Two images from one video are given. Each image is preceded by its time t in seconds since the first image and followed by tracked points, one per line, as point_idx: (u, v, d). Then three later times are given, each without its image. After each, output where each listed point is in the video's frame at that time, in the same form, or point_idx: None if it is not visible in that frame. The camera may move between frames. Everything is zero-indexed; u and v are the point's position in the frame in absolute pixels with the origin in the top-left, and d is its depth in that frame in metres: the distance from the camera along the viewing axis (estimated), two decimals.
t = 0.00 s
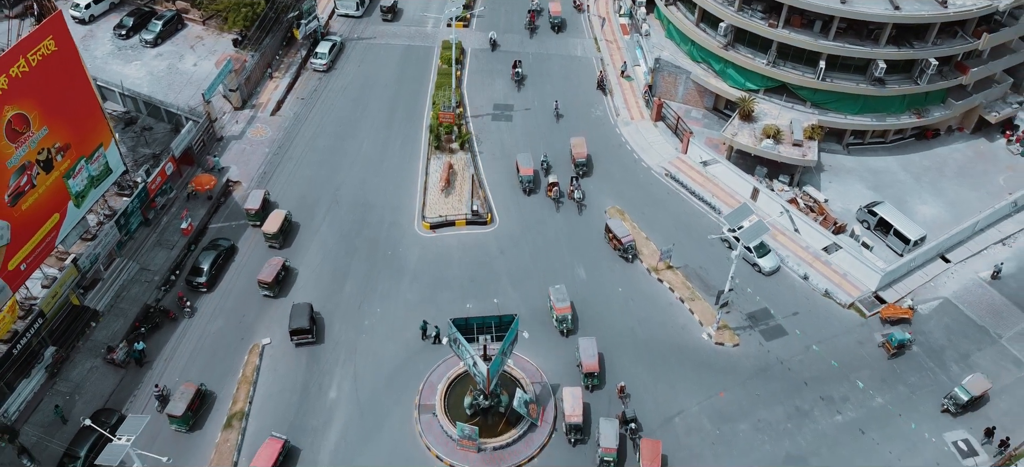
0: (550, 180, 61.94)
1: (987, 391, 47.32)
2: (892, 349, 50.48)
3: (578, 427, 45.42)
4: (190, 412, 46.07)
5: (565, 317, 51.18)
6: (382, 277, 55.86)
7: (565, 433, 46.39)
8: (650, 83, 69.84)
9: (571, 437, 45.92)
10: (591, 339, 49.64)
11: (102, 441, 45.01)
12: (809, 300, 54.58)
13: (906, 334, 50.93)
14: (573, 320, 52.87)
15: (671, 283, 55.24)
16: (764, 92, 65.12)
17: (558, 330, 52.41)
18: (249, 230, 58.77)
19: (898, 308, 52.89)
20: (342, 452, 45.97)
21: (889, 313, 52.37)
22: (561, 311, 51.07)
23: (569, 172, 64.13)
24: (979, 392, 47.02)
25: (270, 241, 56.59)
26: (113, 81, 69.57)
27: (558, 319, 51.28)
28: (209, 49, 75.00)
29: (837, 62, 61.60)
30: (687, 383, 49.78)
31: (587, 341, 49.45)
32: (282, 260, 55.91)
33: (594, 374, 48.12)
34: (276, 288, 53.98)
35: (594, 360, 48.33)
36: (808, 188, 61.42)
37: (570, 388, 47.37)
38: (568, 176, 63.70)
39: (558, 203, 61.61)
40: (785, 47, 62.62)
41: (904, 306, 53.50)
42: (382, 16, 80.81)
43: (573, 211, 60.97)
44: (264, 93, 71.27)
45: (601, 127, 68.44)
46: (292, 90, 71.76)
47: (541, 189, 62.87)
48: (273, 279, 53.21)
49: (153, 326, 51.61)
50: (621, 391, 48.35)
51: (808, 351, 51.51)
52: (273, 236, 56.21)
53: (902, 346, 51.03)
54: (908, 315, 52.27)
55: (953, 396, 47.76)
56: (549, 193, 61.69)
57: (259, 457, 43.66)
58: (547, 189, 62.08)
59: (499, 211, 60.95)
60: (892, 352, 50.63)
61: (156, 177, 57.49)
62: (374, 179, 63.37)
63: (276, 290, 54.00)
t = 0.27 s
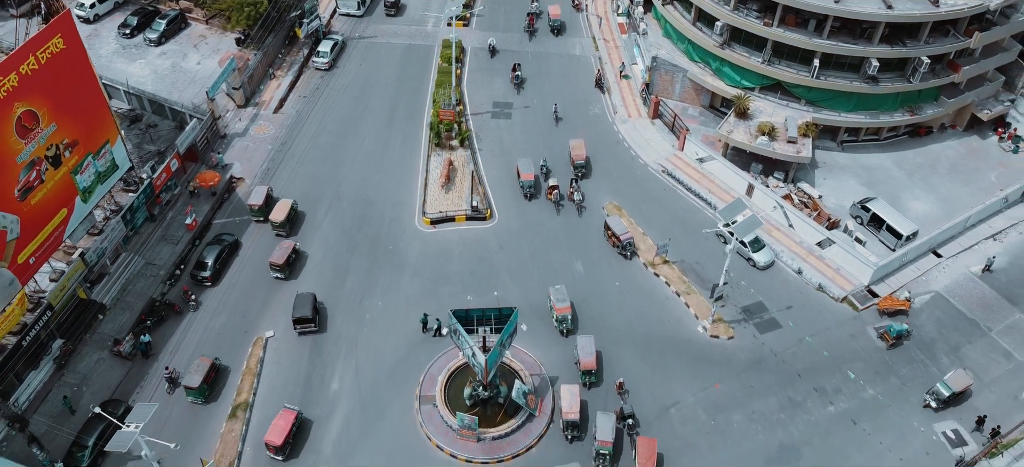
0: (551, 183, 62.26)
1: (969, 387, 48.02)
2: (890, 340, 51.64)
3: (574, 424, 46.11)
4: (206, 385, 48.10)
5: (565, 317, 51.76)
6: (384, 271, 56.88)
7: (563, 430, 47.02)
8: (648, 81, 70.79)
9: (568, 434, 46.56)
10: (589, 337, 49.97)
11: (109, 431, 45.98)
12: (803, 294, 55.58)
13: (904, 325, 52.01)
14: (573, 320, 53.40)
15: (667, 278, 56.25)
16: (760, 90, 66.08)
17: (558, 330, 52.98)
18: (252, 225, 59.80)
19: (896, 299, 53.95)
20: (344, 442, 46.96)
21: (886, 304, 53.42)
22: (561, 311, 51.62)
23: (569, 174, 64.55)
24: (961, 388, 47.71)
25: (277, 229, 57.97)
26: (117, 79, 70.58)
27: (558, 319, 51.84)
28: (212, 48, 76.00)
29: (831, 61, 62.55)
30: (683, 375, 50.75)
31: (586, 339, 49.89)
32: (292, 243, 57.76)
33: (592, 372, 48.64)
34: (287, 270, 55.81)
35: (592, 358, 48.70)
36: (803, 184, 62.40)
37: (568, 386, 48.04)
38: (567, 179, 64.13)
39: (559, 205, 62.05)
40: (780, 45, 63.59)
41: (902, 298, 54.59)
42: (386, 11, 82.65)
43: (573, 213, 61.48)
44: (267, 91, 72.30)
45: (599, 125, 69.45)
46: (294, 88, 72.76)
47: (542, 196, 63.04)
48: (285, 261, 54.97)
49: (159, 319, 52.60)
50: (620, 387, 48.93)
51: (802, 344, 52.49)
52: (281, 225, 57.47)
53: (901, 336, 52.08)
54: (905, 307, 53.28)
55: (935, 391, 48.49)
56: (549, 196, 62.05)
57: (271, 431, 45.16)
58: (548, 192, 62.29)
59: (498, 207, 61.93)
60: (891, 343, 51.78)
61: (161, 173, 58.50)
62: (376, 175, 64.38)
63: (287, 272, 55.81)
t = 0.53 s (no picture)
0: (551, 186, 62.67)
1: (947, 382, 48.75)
2: (888, 328, 53.09)
3: (570, 420, 46.82)
4: (222, 354, 50.40)
5: (564, 316, 52.53)
6: (385, 264, 58.07)
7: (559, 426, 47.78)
8: (645, 79, 71.96)
9: (564, 430, 47.31)
10: (587, 333, 51.01)
11: (118, 419, 47.20)
12: (795, 287, 56.76)
13: (901, 314, 53.44)
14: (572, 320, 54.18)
15: (662, 271, 57.44)
16: (754, 87, 67.27)
17: (557, 329, 53.72)
18: (256, 220, 60.99)
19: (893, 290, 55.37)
20: (347, 430, 48.15)
21: (883, 294, 54.86)
22: (561, 310, 52.56)
23: (568, 177, 64.97)
24: (939, 382, 48.48)
25: (285, 215, 60.01)
26: (123, 77, 71.82)
27: (558, 317, 52.74)
28: (216, 46, 77.20)
29: (824, 58, 63.75)
30: (677, 365, 51.94)
31: (583, 335, 50.93)
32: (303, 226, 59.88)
33: (589, 368, 49.60)
34: (299, 250, 57.98)
35: (589, 354, 49.77)
36: (797, 179, 63.56)
37: (565, 382, 48.88)
38: (567, 182, 64.44)
39: (559, 209, 62.41)
40: (774, 43, 64.80)
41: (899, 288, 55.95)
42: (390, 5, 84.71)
43: (577, 222, 61.56)
44: (270, 88, 73.47)
45: (596, 122, 70.63)
46: (296, 86, 73.93)
47: (544, 205, 62.91)
48: (297, 242, 57.13)
49: (165, 311, 53.79)
50: (619, 382, 50.02)
51: (794, 335, 53.67)
52: (288, 211, 59.54)
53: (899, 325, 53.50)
54: (902, 297, 54.69)
55: (914, 385, 49.25)
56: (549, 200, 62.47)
57: (288, 397, 47.27)
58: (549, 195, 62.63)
59: (497, 202, 63.10)
60: (889, 331, 53.17)
61: (167, 169, 59.70)
62: (378, 171, 65.59)
63: (299, 252, 57.97)
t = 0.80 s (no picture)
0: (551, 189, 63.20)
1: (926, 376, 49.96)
2: (886, 317, 54.34)
3: (566, 417, 47.66)
4: (238, 327, 52.75)
5: (563, 314, 53.66)
6: (386, 258, 59.31)
7: (555, 422, 48.65)
8: (641, 77, 73.24)
9: (560, 426, 48.19)
10: (584, 331, 52.13)
11: (126, 408, 48.41)
12: (788, 280, 57.98)
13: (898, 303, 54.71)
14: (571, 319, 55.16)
15: (658, 264, 58.68)
16: (749, 85, 68.51)
17: (557, 328, 54.61)
18: (260, 215, 62.23)
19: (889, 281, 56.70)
20: (349, 419, 49.38)
21: (880, 285, 56.19)
22: (560, 308, 53.63)
23: (566, 178, 65.86)
24: (918, 376, 49.66)
25: (293, 204, 61.83)
26: (128, 75, 73.07)
27: (557, 316, 53.80)
28: (220, 45, 78.46)
29: (817, 57, 65.00)
30: (672, 356, 53.16)
31: (581, 333, 52.01)
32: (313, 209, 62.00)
33: (585, 365, 50.64)
34: (310, 232, 60.17)
35: (585, 351, 50.85)
36: (790, 175, 64.80)
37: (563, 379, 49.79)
38: (565, 182, 65.38)
39: (559, 212, 63.02)
40: (767, 42, 66.06)
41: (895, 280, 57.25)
42: None
43: (573, 219, 62.61)
44: (273, 86, 74.71)
45: (594, 119, 71.88)
46: (299, 84, 75.18)
47: (545, 210, 63.34)
48: (308, 224, 59.35)
49: (171, 303, 54.99)
50: (617, 377, 50.99)
51: (786, 326, 54.90)
52: (295, 199, 61.49)
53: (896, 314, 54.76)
54: (899, 288, 56.05)
55: (893, 380, 50.38)
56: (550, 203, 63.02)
57: (300, 367, 49.66)
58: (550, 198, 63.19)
59: (496, 197, 64.32)
60: (886, 321, 54.48)
61: (173, 164, 60.93)
62: (379, 167, 66.84)
63: (310, 234, 60.17)
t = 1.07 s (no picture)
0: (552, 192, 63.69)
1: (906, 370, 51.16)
2: (882, 307, 55.73)
3: (561, 414, 48.55)
4: (252, 300, 55.18)
5: (562, 311, 54.51)
6: (387, 252, 60.57)
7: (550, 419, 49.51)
8: (638, 75, 74.52)
9: (555, 423, 49.05)
10: (581, 328, 52.90)
11: (134, 397, 49.60)
12: (780, 274, 59.23)
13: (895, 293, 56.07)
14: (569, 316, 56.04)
15: (653, 258, 59.92)
16: (743, 83, 69.75)
17: (555, 325, 55.53)
18: (263, 210, 63.47)
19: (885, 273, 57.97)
20: (351, 408, 50.63)
21: (875, 276, 57.54)
22: (558, 306, 54.46)
23: (564, 180, 66.49)
24: (897, 370, 50.82)
25: (299, 192, 63.81)
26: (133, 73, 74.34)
27: (555, 313, 54.71)
28: (223, 44, 79.71)
29: (810, 55, 66.21)
30: (666, 347, 54.40)
31: (577, 331, 52.71)
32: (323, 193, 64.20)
33: (581, 361, 51.48)
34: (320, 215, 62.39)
35: (582, 349, 51.53)
36: (784, 172, 66.03)
37: (559, 377, 50.69)
38: (563, 185, 66.02)
39: (559, 215, 63.55)
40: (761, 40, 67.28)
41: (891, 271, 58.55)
42: None
43: (573, 221, 63.27)
44: (275, 85, 75.96)
45: (591, 116, 73.13)
46: (301, 82, 76.42)
47: (546, 216, 63.69)
48: (318, 207, 61.49)
49: (177, 296, 56.20)
50: (615, 373, 51.80)
51: (778, 319, 56.14)
52: (301, 187, 63.51)
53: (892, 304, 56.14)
54: (894, 279, 57.28)
55: (873, 374, 51.45)
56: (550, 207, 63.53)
57: (313, 338, 52.07)
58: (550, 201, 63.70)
59: (495, 193, 65.57)
60: (883, 310, 55.85)
61: (178, 160, 62.18)
62: (380, 163, 68.10)
63: (320, 216, 62.43)
